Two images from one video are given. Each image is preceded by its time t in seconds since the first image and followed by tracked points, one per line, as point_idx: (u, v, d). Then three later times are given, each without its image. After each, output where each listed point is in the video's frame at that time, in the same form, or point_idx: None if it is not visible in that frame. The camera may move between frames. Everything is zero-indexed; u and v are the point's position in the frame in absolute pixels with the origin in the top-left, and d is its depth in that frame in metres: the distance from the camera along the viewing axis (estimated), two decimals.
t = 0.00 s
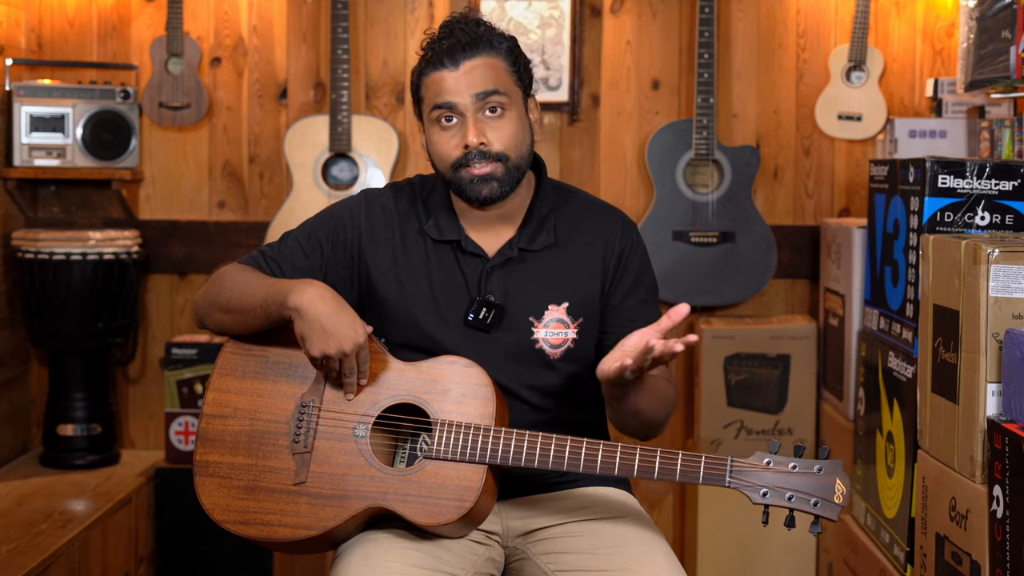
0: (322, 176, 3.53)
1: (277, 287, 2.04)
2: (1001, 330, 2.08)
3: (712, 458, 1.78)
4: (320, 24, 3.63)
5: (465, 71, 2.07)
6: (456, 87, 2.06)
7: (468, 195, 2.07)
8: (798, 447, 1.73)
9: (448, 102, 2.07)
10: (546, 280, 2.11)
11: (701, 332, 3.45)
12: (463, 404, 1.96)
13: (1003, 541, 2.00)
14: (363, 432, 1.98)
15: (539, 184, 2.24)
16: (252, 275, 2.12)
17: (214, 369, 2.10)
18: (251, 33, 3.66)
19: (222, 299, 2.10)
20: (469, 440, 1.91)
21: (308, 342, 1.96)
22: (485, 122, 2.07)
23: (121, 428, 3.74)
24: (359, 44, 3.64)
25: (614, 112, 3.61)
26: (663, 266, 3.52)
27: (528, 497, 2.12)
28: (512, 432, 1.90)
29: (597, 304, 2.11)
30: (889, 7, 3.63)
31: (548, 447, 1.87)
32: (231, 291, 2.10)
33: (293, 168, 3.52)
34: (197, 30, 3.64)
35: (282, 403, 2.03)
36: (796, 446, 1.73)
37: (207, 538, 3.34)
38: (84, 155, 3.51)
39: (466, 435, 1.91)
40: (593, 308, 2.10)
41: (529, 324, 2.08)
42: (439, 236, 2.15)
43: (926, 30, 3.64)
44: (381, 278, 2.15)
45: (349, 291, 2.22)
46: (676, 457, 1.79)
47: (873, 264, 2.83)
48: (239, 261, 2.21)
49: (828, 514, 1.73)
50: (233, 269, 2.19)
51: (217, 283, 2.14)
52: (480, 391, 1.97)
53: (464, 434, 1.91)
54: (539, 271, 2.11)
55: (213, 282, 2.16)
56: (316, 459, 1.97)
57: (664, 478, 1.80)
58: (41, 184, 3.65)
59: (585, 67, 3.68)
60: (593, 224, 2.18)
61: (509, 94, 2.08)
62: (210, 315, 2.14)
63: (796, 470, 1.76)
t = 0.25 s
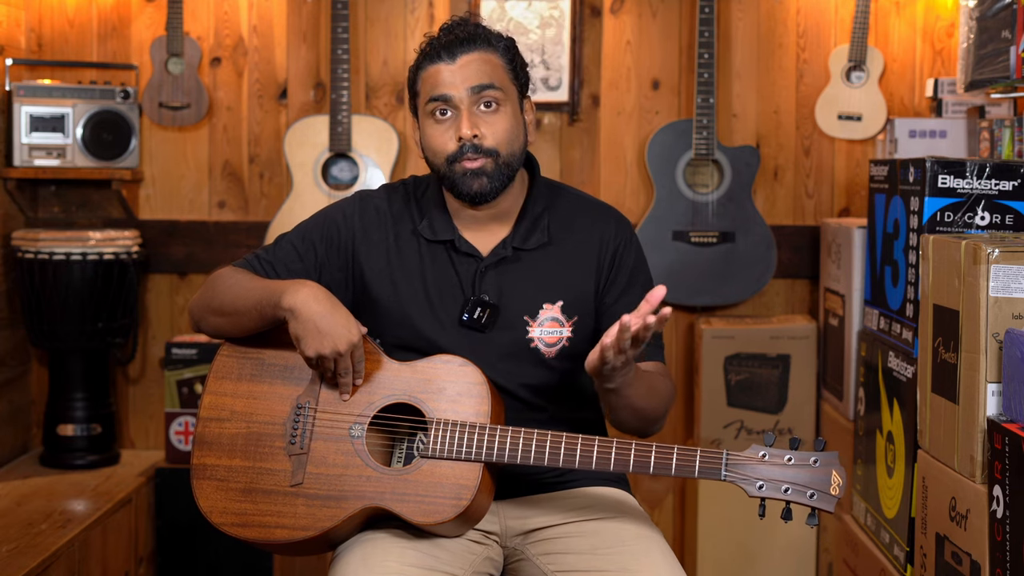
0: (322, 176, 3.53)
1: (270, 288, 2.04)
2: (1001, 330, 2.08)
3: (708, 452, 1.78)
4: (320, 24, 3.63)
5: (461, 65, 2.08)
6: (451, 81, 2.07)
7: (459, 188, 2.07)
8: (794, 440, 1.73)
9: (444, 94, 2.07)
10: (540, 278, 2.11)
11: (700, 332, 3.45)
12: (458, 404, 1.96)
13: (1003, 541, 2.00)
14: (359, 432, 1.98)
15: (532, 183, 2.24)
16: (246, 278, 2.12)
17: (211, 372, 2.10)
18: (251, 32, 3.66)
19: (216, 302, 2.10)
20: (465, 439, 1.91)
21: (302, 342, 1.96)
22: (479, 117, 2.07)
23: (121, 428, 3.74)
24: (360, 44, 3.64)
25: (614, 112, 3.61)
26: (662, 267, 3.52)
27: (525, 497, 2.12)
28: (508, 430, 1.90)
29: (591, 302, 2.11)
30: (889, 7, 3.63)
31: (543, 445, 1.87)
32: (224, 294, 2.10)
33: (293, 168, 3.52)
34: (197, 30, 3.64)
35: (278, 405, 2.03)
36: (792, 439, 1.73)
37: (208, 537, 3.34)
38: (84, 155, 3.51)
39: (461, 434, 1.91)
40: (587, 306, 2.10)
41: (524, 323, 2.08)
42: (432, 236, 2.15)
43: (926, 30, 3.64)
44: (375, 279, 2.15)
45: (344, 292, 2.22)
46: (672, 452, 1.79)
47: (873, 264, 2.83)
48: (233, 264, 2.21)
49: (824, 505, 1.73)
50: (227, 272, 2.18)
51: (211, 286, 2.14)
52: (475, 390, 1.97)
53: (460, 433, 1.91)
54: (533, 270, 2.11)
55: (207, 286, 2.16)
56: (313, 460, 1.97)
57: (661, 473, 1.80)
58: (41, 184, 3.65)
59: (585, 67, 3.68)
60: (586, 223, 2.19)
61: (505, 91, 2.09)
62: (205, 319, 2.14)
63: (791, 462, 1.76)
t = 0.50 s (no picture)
0: (322, 176, 3.53)
1: (269, 288, 2.04)
2: (1001, 330, 2.08)
3: (707, 449, 1.78)
4: (320, 24, 3.63)
5: (464, 75, 2.04)
6: (454, 91, 2.03)
7: (460, 200, 2.06)
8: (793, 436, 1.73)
9: (446, 105, 2.04)
10: (538, 275, 2.11)
11: (700, 332, 3.45)
12: (456, 403, 1.96)
13: (1003, 541, 2.00)
14: (358, 433, 1.98)
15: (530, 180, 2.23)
16: (244, 278, 2.12)
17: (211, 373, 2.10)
18: (251, 32, 3.66)
19: (214, 303, 2.10)
20: (463, 438, 1.91)
21: (301, 342, 1.96)
22: (481, 128, 2.04)
23: (121, 428, 3.74)
24: (359, 44, 3.64)
25: (614, 112, 3.61)
26: (662, 267, 3.52)
27: (525, 497, 2.12)
28: (506, 429, 1.90)
29: (590, 297, 2.11)
30: (889, 7, 3.63)
31: (542, 443, 1.88)
32: (223, 295, 2.10)
33: (293, 168, 3.52)
34: (197, 30, 3.64)
35: (277, 405, 2.03)
36: (791, 434, 1.74)
37: (207, 537, 3.34)
38: (84, 155, 3.52)
39: (460, 432, 1.92)
40: (585, 301, 2.11)
41: (523, 320, 2.09)
42: (430, 234, 2.14)
43: (926, 30, 3.64)
44: (374, 277, 2.15)
45: (343, 291, 2.22)
46: (670, 449, 1.80)
47: (873, 264, 2.83)
48: (231, 265, 2.21)
49: (824, 502, 1.73)
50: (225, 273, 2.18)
51: (209, 287, 2.14)
52: (474, 389, 1.97)
53: (458, 431, 1.92)
54: (532, 267, 2.12)
55: (205, 287, 2.16)
56: (312, 460, 1.97)
57: (660, 471, 1.80)
58: (41, 184, 3.65)
59: (585, 67, 3.68)
60: (583, 219, 2.19)
61: (507, 101, 2.06)
62: (204, 320, 2.14)
63: (790, 459, 1.76)
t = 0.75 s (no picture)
0: (322, 176, 3.53)
1: (268, 285, 2.04)
2: (1001, 330, 2.08)
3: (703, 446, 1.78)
4: (320, 24, 3.63)
5: (496, 99, 2.03)
6: (481, 112, 2.02)
7: (477, 216, 2.06)
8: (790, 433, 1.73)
9: (477, 127, 2.02)
10: (539, 271, 2.11)
11: (700, 332, 3.45)
12: (454, 401, 1.96)
13: (1003, 541, 2.00)
14: (355, 433, 1.98)
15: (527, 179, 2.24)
16: (242, 279, 2.12)
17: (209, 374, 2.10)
18: (251, 32, 3.66)
19: (214, 304, 2.10)
20: (461, 436, 1.91)
21: (299, 339, 1.96)
22: (509, 153, 2.03)
23: (121, 428, 3.74)
24: (359, 44, 3.64)
25: (614, 112, 3.61)
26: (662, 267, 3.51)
27: (525, 496, 2.12)
28: (504, 427, 1.90)
29: (590, 292, 2.12)
30: (889, 7, 3.63)
31: (539, 441, 1.88)
32: (221, 296, 2.10)
33: (293, 168, 3.52)
34: (197, 30, 3.64)
35: (275, 405, 2.03)
36: (788, 431, 1.74)
37: (207, 537, 3.34)
38: (84, 155, 3.52)
39: (457, 431, 1.92)
40: (585, 296, 2.11)
41: (525, 315, 2.09)
42: (430, 232, 2.14)
43: (926, 30, 3.64)
44: (374, 275, 2.15)
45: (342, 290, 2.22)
46: (667, 446, 1.80)
47: (873, 264, 2.83)
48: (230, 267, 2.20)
49: (821, 498, 1.72)
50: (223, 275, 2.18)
51: (208, 289, 2.14)
52: (471, 387, 1.97)
53: (456, 430, 1.92)
54: (533, 264, 2.12)
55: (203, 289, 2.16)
56: (311, 459, 1.97)
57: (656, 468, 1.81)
58: (41, 184, 3.65)
59: (585, 67, 3.68)
60: (582, 216, 2.19)
61: (535, 126, 2.05)
62: (203, 321, 2.14)
63: (787, 456, 1.76)
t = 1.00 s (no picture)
0: (322, 176, 3.53)
1: (271, 284, 2.03)
2: (1001, 330, 2.08)
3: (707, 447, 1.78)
4: (320, 24, 3.63)
5: (497, 97, 2.03)
6: (482, 108, 2.03)
7: (473, 213, 2.06)
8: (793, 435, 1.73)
9: (476, 123, 2.03)
10: (542, 273, 2.12)
11: (701, 332, 3.45)
12: (458, 402, 1.96)
13: (1003, 541, 2.00)
14: (360, 432, 1.98)
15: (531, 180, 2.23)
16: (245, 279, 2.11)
17: (212, 373, 2.10)
18: (251, 32, 3.66)
19: (215, 303, 2.09)
20: (464, 436, 1.91)
21: (303, 338, 1.96)
22: (508, 151, 2.04)
23: (121, 428, 3.74)
24: (359, 45, 3.64)
25: (614, 112, 3.62)
26: (663, 266, 3.52)
27: (526, 496, 2.12)
28: (507, 428, 1.90)
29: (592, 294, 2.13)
30: (889, 7, 3.63)
31: (543, 442, 1.88)
32: (224, 295, 2.09)
33: (293, 168, 3.52)
34: (197, 30, 3.64)
35: (279, 404, 2.03)
36: (792, 433, 1.73)
37: (207, 537, 3.34)
38: (84, 155, 3.52)
39: (460, 431, 1.91)
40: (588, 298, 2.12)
41: (528, 317, 2.09)
42: (434, 233, 2.14)
43: (926, 30, 3.64)
44: (377, 277, 2.15)
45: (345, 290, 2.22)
46: (671, 448, 1.80)
47: (873, 264, 2.83)
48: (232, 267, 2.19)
49: (824, 501, 1.72)
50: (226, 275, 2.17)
51: (211, 288, 2.13)
52: (475, 387, 1.97)
53: (459, 430, 1.91)
54: (537, 267, 2.12)
55: (206, 288, 2.15)
56: (313, 459, 1.97)
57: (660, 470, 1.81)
58: (41, 184, 3.65)
59: (585, 67, 3.68)
60: (585, 218, 2.19)
61: (535, 126, 2.06)
62: (206, 320, 2.13)
63: (790, 458, 1.76)
